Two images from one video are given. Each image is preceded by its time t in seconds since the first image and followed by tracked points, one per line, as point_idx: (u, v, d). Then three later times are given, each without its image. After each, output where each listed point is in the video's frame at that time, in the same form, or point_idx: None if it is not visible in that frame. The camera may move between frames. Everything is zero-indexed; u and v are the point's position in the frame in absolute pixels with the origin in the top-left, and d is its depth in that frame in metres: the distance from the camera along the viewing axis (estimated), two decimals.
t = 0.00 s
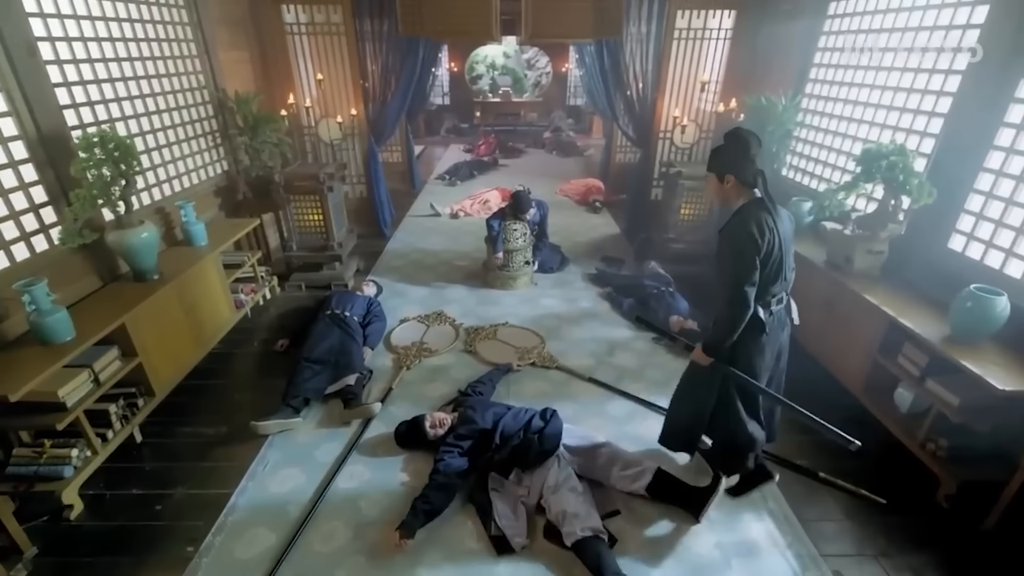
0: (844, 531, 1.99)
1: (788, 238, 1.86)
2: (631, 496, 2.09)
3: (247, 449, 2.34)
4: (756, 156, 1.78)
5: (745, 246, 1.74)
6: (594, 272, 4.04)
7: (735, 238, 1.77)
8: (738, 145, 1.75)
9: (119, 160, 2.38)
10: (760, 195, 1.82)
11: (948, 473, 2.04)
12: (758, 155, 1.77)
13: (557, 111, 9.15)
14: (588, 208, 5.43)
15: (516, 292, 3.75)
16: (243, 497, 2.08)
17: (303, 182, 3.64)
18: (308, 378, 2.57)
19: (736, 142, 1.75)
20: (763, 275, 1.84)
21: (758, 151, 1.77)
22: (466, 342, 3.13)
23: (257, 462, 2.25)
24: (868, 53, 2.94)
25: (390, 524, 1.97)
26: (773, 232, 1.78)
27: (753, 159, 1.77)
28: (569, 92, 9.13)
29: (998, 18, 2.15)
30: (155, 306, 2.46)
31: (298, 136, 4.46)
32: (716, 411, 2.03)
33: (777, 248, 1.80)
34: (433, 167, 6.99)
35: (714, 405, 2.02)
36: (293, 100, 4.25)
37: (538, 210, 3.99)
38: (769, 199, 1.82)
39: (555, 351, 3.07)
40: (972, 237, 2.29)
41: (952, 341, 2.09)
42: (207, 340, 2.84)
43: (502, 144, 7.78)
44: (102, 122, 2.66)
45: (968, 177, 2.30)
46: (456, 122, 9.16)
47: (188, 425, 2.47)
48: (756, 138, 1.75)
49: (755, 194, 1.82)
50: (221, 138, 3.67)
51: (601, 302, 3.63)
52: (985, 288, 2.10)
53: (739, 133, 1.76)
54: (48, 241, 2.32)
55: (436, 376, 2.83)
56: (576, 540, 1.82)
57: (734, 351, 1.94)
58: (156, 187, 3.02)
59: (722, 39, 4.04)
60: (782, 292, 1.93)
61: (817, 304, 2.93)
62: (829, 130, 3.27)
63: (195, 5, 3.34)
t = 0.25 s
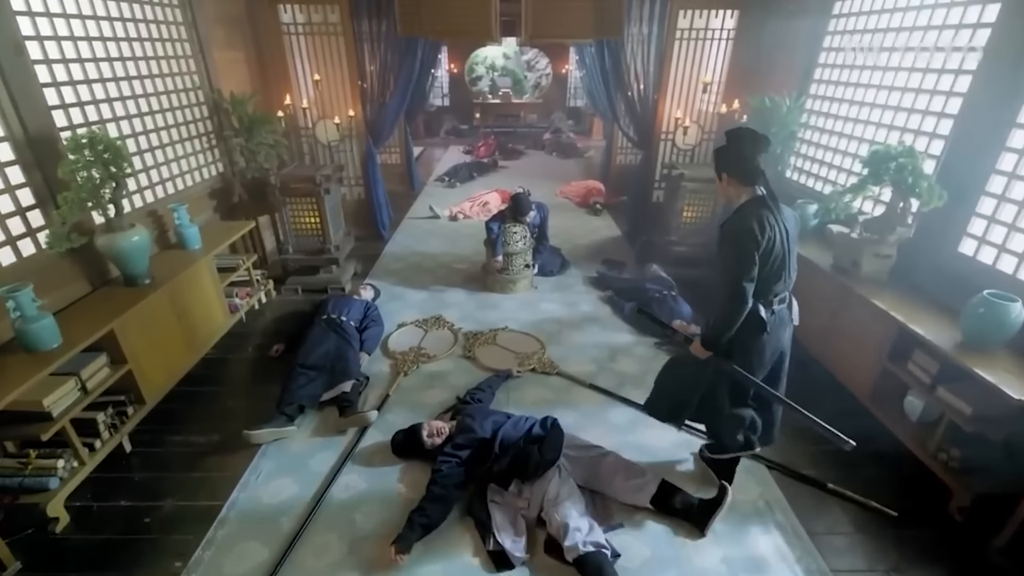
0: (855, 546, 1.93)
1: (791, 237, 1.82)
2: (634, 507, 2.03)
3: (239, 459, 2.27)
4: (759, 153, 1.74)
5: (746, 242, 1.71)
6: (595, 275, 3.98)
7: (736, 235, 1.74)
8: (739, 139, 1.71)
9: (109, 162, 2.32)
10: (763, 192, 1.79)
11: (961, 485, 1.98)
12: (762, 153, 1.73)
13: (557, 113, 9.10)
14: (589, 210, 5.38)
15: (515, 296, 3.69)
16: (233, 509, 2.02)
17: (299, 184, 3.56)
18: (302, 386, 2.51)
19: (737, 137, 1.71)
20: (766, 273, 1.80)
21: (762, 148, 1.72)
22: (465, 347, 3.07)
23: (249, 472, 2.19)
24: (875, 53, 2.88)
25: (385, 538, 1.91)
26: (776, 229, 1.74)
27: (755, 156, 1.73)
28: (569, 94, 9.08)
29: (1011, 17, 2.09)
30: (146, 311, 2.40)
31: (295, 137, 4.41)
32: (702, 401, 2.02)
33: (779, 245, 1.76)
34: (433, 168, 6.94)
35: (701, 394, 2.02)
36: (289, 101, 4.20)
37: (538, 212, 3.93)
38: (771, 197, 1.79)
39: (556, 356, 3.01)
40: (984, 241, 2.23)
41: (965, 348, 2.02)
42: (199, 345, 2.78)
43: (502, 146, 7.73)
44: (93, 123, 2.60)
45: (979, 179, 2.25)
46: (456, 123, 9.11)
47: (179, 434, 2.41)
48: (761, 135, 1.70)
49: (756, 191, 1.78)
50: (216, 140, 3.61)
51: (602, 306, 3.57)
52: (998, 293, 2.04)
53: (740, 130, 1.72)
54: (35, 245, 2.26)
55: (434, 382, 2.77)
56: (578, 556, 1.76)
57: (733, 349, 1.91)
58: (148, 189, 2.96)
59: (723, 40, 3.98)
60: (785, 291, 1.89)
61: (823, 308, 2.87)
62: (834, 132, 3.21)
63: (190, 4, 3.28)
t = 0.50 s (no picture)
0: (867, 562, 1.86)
1: (788, 237, 1.74)
2: (638, 521, 1.97)
3: (231, 470, 2.21)
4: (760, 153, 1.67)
5: (730, 240, 1.65)
6: (596, 280, 3.92)
7: (722, 232, 1.68)
8: (739, 138, 1.65)
9: (99, 165, 2.27)
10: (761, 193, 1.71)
11: (974, 498, 1.92)
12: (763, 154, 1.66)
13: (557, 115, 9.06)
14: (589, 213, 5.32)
15: (515, 301, 3.63)
16: (224, 524, 1.96)
17: (295, 188, 3.52)
18: (296, 394, 2.45)
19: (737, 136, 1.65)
20: (755, 274, 1.73)
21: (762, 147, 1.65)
22: (463, 354, 3.00)
23: (240, 485, 2.13)
24: (881, 54, 2.83)
25: (381, 554, 1.84)
26: (766, 228, 1.67)
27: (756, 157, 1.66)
28: (569, 96, 9.05)
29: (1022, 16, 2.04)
30: (136, 318, 2.34)
31: (292, 140, 4.36)
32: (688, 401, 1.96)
33: (769, 245, 1.69)
34: (432, 171, 6.89)
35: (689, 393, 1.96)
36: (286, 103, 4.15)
37: (538, 216, 3.87)
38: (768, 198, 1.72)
39: (556, 363, 2.94)
40: (995, 247, 2.18)
41: (978, 357, 1.96)
42: (192, 352, 2.72)
43: (502, 149, 7.68)
44: (83, 126, 2.55)
45: (990, 183, 2.19)
46: (456, 126, 9.07)
47: (170, 444, 2.35)
48: (762, 137, 1.64)
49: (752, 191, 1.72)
50: (211, 142, 3.56)
51: (604, 311, 3.50)
52: (1009, 300, 1.99)
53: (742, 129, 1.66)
54: (22, 250, 2.20)
55: (432, 390, 2.70)
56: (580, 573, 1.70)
57: (718, 350, 1.85)
58: (140, 193, 2.91)
59: (726, 41, 3.94)
60: (778, 295, 1.81)
61: (829, 315, 2.81)
62: (839, 135, 3.16)
63: (185, 4, 3.23)
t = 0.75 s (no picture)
0: None
1: (762, 242, 1.72)
2: (642, 539, 1.89)
3: (222, 485, 2.14)
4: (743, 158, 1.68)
5: (692, 237, 1.72)
6: (598, 287, 3.86)
7: (690, 231, 1.74)
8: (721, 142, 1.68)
9: (88, 172, 2.21)
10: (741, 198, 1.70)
11: (990, 515, 1.85)
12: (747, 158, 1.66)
13: (557, 120, 9.03)
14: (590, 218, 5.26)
15: (515, 308, 3.57)
16: (212, 542, 1.89)
17: (292, 194, 3.47)
18: (290, 406, 2.38)
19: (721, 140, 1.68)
20: (716, 273, 1.75)
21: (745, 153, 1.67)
22: (462, 362, 2.94)
23: (230, 501, 2.06)
24: (887, 58, 2.78)
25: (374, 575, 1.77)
26: (732, 230, 1.68)
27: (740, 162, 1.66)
28: (570, 101, 9.02)
29: None
30: (125, 328, 2.28)
31: (290, 145, 4.32)
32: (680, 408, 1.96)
33: (736, 247, 1.69)
34: (432, 176, 6.84)
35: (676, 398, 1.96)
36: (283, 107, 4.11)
37: (538, 221, 3.81)
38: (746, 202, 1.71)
39: (557, 373, 2.88)
40: (1008, 254, 2.11)
41: (993, 368, 1.90)
42: (184, 362, 2.65)
43: (502, 154, 7.64)
44: (74, 130, 2.49)
45: (1005, 188, 2.12)
46: (456, 131, 9.04)
47: (159, 457, 2.28)
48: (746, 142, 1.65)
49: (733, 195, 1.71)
50: (206, 147, 3.50)
51: (605, 319, 3.44)
52: None
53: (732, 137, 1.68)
54: (8, 258, 2.14)
55: (429, 401, 2.64)
56: None
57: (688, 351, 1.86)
58: (132, 199, 2.85)
59: (728, 46, 3.96)
60: (750, 297, 1.76)
61: (837, 323, 2.74)
62: (844, 139, 3.11)
63: (180, 8, 3.19)
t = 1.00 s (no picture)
0: None
1: (726, 241, 1.77)
2: (647, 557, 1.83)
3: (213, 500, 2.08)
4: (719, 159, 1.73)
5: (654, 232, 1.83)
6: (599, 294, 3.81)
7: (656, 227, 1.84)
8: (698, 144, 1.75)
9: (78, 178, 2.17)
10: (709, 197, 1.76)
11: (1006, 531, 1.79)
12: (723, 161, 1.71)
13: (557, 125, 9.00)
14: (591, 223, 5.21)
15: (515, 316, 3.51)
16: (201, 560, 1.82)
17: (288, 200, 3.41)
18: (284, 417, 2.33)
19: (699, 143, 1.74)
20: (678, 266, 1.82)
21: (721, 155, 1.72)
22: (460, 371, 2.88)
23: (221, 516, 2.00)
24: (892, 62, 2.74)
25: None
26: (692, 227, 1.76)
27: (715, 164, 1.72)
28: (570, 107, 9.00)
29: None
30: (114, 336, 2.22)
31: (287, 151, 4.28)
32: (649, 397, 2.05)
33: (694, 244, 1.77)
34: (431, 182, 6.80)
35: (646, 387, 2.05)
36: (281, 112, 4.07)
37: (538, 227, 3.75)
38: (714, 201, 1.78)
39: (557, 382, 2.82)
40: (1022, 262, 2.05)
41: (1009, 380, 1.84)
42: (175, 372, 2.59)
43: (502, 159, 7.60)
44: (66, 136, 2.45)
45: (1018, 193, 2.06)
46: (455, 136, 9.00)
47: (149, 470, 2.22)
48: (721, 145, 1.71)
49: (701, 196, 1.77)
50: (202, 152, 3.46)
51: (607, 327, 3.38)
52: None
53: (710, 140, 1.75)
54: None
55: (427, 412, 2.58)
56: None
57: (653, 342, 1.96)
58: (126, 206, 2.80)
59: (729, 50, 3.92)
60: (714, 292, 1.82)
61: (843, 331, 2.69)
62: (848, 144, 3.07)
63: (176, 12, 3.15)
